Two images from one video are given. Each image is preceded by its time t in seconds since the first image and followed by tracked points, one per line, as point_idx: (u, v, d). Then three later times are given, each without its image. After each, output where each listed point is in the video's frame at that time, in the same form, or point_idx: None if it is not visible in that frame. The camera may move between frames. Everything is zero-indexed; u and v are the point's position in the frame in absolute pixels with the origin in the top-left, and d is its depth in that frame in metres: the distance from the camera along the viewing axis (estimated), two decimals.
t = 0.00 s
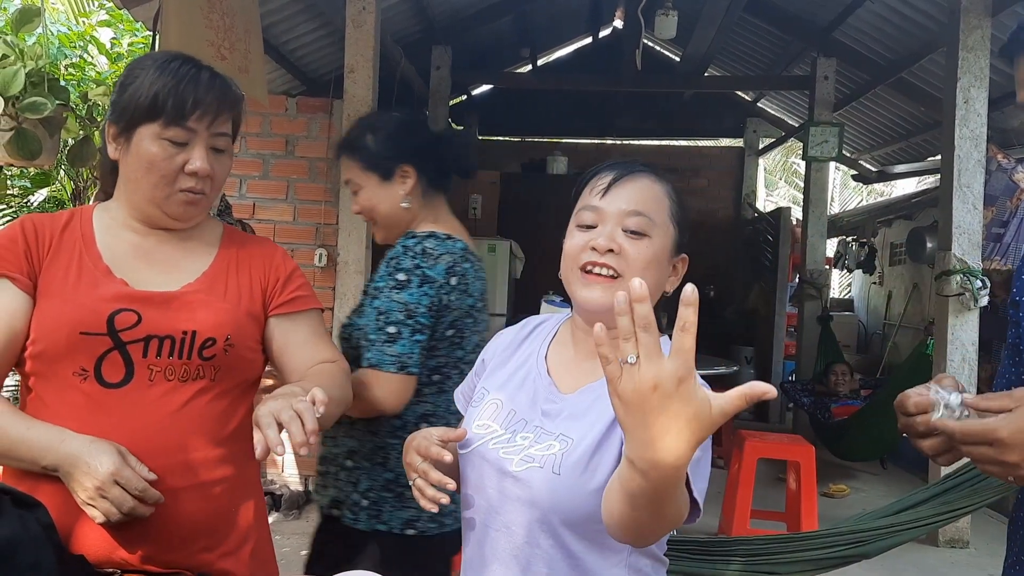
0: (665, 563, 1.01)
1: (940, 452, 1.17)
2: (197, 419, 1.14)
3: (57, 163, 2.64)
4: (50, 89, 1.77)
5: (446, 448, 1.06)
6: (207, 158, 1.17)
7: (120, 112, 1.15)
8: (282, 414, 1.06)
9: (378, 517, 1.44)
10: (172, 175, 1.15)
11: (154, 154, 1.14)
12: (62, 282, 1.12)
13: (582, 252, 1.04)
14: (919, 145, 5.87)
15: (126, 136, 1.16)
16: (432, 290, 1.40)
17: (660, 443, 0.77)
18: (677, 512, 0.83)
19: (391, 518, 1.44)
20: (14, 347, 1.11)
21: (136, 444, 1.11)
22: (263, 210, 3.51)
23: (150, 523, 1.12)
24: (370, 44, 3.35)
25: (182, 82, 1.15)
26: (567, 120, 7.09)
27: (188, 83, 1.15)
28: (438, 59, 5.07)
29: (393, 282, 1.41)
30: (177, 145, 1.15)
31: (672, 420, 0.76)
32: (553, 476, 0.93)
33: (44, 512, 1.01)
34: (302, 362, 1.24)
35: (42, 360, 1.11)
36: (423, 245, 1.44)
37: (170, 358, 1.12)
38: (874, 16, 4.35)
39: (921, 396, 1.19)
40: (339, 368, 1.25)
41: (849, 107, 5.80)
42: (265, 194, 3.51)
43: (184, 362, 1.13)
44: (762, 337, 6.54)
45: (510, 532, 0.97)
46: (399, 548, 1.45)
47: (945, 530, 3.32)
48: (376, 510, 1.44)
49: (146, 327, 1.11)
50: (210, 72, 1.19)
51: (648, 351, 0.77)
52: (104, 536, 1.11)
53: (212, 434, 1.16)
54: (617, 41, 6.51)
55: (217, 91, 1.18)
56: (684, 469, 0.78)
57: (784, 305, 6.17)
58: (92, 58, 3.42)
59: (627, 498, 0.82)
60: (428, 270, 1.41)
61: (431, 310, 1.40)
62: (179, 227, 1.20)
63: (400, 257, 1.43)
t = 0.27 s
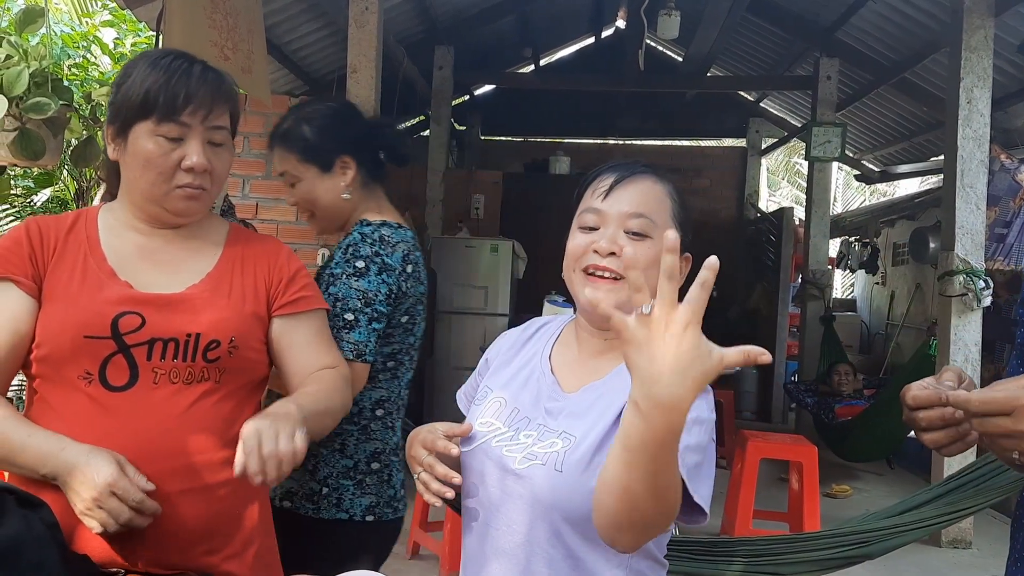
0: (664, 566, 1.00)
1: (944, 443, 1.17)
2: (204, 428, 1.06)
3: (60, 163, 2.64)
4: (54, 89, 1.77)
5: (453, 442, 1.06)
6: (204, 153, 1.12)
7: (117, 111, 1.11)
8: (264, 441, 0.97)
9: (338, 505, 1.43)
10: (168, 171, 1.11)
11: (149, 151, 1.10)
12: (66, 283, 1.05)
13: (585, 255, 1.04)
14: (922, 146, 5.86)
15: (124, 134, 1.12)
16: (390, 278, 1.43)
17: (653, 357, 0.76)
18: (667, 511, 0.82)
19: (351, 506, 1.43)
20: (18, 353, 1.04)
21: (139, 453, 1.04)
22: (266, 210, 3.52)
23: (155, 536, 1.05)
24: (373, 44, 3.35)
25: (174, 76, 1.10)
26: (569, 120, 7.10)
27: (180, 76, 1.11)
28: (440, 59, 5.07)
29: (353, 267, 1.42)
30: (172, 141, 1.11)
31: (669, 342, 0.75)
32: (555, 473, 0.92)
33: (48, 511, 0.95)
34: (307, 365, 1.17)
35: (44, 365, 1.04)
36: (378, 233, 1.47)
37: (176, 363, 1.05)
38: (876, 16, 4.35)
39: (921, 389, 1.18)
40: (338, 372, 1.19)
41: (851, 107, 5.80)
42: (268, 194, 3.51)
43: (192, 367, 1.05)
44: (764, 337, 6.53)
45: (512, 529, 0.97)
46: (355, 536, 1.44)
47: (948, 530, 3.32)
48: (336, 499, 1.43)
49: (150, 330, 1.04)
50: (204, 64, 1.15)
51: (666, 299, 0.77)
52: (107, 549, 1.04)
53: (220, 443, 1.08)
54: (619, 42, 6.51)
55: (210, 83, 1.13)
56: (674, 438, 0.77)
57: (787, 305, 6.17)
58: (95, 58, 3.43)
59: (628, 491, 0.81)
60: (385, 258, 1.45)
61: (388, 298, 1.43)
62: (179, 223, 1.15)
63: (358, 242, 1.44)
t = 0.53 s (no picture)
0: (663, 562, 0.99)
1: (952, 434, 1.16)
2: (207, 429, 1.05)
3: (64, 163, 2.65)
4: (57, 89, 1.77)
5: (459, 435, 1.05)
6: (191, 157, 1.07)
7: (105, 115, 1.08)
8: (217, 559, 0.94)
9: (319, 498, 1.41)
10: (155, 177, 1.06)
11: (136, 157, 1.06)
12: (71, 282, 1.04)
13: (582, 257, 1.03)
14: (925, 146, 5.85)
15: (115, 140, 1.08)
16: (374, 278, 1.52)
17: (626, 326, 0.78)
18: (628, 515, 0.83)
19: (332, 498, 1.42)
20: (25, 356, 1.03)
21: (143, 455, 1.03)
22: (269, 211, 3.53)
23: (160, 536, 1.04)
24: (376, 44, 3.35)
25: (158, 78, 1.05)
26: (572, 120, 7.12)
27: (163, 76, 1.05)
28: (443, 59, 5.07)
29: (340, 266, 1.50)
30: (158, 146, 1.06)
31: (649, 308, 0.78)
32: (552, 468, 0.93)
33: (52, 511, 0.94)
34: (303, 373, 1.12)
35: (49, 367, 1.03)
36: (358, 234, 1.55)
37: (178, 365, 1.03)
38: (879, 16, 4.35)
39: (926, 381, 1.18)
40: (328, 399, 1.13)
41: (854, 107, 5.80)
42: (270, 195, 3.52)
43: (193, 369, 1.04)
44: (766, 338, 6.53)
45: (512, 526, 0.96)
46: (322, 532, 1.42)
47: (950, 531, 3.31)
48: (318, 492, 1.41)
49: (152, 332, 1.02)
50: (191, 61, 1.09)
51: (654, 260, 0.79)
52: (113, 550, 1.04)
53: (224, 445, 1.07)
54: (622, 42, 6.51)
55: (196, 83, 1.07)
56: (647, 403, 0.78)
57: (789, 305, 6.16)
58: (98, 59, 3.44)
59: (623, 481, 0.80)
60: (366, 258, 1.53)
61: (372, 298, 1.51)
62: (179, 226, 1.11)
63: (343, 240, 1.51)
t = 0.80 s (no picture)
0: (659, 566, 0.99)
1: (958, 429, 1.23)
2: (210, 431, 1.03)
3: (67, 163, 2.65)
4: (59, 89, 1.77)
5: (458, 432, 1.06)
6: (198, 161, 1.06)
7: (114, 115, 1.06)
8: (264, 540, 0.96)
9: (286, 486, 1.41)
10: (162, 181, 1.05)
11: (142, 160, 1.05)
12: (81, 281, 1.04)
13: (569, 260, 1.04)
14: (927, 146, 5.85)
15: (123, 142, 1.07)
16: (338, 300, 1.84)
17: (616, 321, 0.78)
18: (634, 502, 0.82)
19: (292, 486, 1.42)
20: (37, 354, 1.04)
21: (144, 455, 1.02)
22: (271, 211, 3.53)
23: (159, 539, 1.03)
24: (378, 44, 3.35)
25: (163, 80, 1.03)
26: (574, 121, 7.12)
27: (169, 79, 1.04)
28: (445, 59, 5.07)
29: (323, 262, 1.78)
30: (165, 150, 1.05)
31: (638, 301, 0.78)
32: (550, 466, 0.93)
33: (55, 511, 0.95)
34: (311, 377, 1.11)
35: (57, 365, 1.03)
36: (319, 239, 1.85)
37: (182, 367, 1.02)
38: (882, 16, 4.35)
39: (934, 378, 1.24)
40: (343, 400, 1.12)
41: (857, 107, 5.79)
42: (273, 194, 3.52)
43: (197, 372, 1.02)
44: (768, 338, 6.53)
45: (512, 525, 0.96)
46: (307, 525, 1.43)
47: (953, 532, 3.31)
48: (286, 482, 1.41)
49: (156, 333, 1.01)
50: (199, 62, 1.07)
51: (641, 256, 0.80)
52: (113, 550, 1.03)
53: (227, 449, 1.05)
54: (624, 42, 6.51)
55: (203, 85, 1.05)
56: (640, 393, 0.78)
57: (792, 305, 6.15)
58: (101, 59, 3.44)
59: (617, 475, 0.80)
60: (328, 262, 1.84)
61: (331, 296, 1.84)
62: (191, 225, 1.09)
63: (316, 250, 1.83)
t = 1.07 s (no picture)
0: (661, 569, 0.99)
1: (963, 431, 1.23)
2: (227, 431, 1.04)
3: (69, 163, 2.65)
4: (62, 89, 1.77)
5: (460, 435, 1.06)
6: (223, 160, 1.04)
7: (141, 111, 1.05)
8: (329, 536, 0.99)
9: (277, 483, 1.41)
10: (186, 179, 1.04)
11: (167, 158, 1.03)
12: (103, 279, 1.05)
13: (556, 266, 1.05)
14: (930, 147, 5.85)
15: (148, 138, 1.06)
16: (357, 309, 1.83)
17: (620, 321, 0.78)
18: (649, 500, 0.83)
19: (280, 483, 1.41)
20: (59, 350, 1.06)
21: (161, 455, 1.03)
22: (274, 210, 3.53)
23: (177, 536, 1.04)
24: (380, 44, 3.35)
25: (190, 77, 1.02)
26: (575, 121, 7.11)
27: (196, 76, 1.02)
28: (447, 59, 5.07)
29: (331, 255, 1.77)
30: (189, 148, 1.03)
31: (641, 302, 0.78)
32: (553, 467, 0.94)
33: (58, 511, 0.95)
34: (328, 375, 1.09)
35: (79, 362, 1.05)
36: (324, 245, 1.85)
37: (200, 367, 1.03)
38: (884, 17, 4.35)
39: (937, 378, 1.24)
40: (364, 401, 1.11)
41: (859, 107, 5.79)
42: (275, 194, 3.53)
43: (214, 372, 1.03)
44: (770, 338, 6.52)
45: (513, 527, 0.96)
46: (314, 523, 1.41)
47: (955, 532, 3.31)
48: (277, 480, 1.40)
49: (174, 333, 1.02)
50: (227, 59, 1.05)
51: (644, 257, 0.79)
52: (131, 546, 1.04)
53: (243, 449, 1.05)
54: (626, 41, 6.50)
55: (230, 83, 1.03)
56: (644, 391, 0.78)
57: (794, 306, 6.15)
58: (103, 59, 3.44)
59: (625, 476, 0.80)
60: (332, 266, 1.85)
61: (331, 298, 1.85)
62: (216, 222, 1.09)
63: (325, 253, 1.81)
